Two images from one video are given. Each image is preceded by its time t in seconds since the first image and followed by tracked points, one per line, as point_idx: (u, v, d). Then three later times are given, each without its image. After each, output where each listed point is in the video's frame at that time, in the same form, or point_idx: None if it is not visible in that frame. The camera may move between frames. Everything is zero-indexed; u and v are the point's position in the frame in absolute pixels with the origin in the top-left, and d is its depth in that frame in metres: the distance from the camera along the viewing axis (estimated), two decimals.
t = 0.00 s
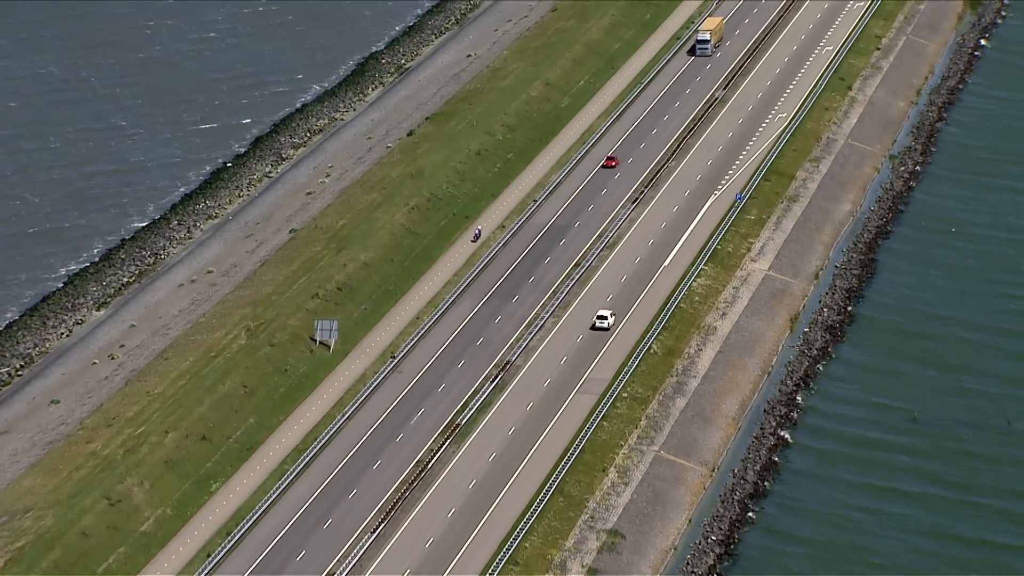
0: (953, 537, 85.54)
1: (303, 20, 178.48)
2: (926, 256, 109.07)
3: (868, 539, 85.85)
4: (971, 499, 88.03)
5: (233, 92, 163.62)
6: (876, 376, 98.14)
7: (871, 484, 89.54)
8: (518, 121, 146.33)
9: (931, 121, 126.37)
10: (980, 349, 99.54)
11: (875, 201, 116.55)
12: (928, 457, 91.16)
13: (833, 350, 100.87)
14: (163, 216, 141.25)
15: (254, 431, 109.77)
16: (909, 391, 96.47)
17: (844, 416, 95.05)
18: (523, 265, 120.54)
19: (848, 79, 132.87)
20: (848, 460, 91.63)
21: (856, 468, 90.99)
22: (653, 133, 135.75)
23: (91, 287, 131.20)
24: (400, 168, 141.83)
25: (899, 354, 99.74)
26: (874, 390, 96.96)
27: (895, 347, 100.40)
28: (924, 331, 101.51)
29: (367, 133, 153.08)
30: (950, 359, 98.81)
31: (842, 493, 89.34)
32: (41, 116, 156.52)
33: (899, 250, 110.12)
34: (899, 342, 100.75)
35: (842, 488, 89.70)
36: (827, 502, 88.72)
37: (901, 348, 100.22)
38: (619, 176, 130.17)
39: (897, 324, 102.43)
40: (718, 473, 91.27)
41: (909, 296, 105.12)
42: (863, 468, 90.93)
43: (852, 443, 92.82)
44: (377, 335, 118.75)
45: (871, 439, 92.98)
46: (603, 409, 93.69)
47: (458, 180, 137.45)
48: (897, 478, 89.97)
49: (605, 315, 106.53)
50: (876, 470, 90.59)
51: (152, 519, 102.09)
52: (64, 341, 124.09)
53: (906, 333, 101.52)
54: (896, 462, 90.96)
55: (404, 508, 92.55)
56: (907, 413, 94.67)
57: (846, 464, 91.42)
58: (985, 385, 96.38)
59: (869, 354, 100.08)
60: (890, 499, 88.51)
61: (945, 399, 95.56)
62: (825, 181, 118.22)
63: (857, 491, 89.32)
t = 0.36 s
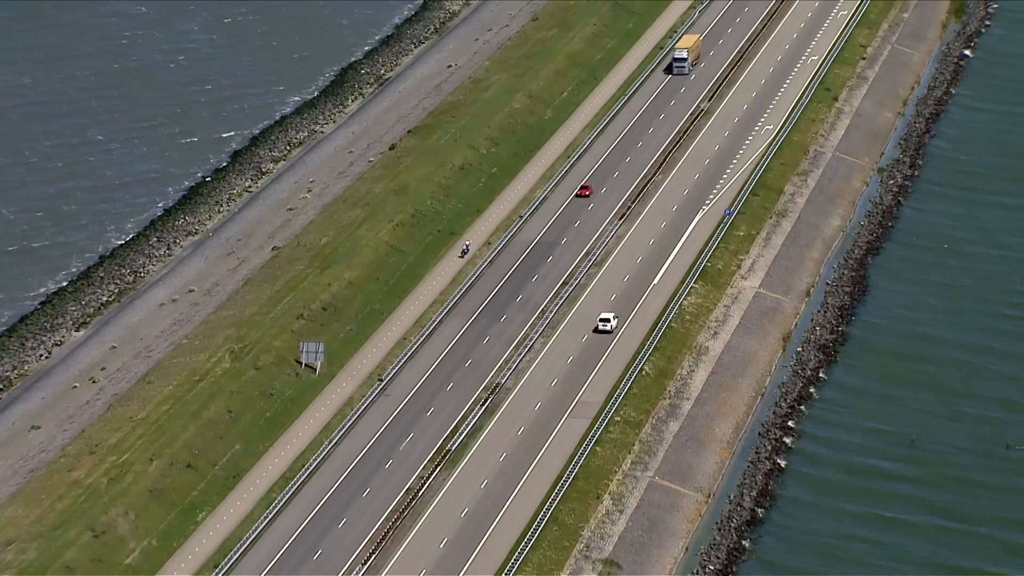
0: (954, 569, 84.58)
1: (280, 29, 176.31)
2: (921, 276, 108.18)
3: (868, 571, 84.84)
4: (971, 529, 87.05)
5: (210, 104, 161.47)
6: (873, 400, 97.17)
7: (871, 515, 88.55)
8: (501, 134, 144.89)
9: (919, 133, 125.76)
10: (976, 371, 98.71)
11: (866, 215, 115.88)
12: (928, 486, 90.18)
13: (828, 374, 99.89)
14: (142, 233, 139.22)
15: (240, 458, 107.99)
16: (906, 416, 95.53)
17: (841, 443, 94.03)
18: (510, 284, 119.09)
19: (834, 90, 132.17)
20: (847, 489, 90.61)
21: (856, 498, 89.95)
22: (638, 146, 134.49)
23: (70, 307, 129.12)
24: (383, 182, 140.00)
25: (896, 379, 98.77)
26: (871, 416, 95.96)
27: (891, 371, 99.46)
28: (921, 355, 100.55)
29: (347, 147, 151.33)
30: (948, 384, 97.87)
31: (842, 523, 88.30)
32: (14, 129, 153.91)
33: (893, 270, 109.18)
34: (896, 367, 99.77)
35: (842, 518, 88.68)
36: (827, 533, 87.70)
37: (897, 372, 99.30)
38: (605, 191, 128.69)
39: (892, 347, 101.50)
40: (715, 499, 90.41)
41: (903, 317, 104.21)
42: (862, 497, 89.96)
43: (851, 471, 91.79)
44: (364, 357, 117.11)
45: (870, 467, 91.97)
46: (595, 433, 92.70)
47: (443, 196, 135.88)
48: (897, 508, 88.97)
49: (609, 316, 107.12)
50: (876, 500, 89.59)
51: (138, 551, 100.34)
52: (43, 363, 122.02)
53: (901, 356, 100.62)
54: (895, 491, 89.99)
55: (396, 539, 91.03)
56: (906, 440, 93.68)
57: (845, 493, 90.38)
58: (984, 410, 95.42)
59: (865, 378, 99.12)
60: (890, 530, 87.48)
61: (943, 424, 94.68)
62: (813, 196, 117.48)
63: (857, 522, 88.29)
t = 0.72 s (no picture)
0: None
1: (257, 39, 174.10)
2: (915, 297, 107.27)
3: None
4: (972, 561, 86.22)
5: (189, 116, 159.25)
6: (870, 425, 96.23)
7: (871, 546, 87.59)
8: (486, 147, 143.27)
9: (907, 145, 125.22)
10: (973, 394, 97.96)
11: (856, 230, 115.30)
12: (928, 515, 89.27)
13: (825, 398, 98.88)
14: (122, 250, 137.08)
15: (227, 486, 106.20)
16: (903, 442, 94.65)
17: (839, 470, 93.07)
18: (498, 303, 117.55)
19: (821, 101, 131.51)
20: (846, 519, 89.64)
21: (855, 529, 88.97)
22: (624, 159, 133.30)
23: (49, 328, 126.91)
24: (367, 197, 138.24)
25: (893, 403, 97.83)
26: (868, 441, 95.04)
27: (887, 395, 98.57)
28: (917, 378, 99.62)
29: (329, 161, 149.40)
30: (946, 408, 96.96)
31: (842, 555, 87.34)
32: None
33: (887, 290, 108.25)
34: (893, 391, 98.81)
35: (842, 549, 87.74)
36: (826, 566, 86.72)
37: (893, 396, 98.41)
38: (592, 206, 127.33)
39: (888, 369, 100.60)
40: (712, 526, 89.69)
41: (898, 338, 103.35)
42: (861, 527, 88.97)
43: (851, 501, 90.80)
44: (352, 379, 115.48)
45: (869, 496, 90.99)
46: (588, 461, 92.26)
47: (428, 212, 134.30)
48: (897, 539, 88.03)
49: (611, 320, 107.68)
50: (876, 531, 88.64)
51: None
52: (22, 386, 119.80)
53: (897, 379, 99.73)
54: (895, 521, 89.05)
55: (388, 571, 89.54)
56: (905, 468, 92.73)
57: (844, 524, 89.40)
58: (983, 436, 94.54)
59: (861, 402, 98.19)
60: (890, 562, 86.55)
61: (942, 450, 93.83)
62: (803, 210, 116.71)
63: (857, 553, 87.32)
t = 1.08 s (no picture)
0: None
1: (236, 50, 171.90)
2: (910, 318, 106.34)
3: None
4: None
5: (169, 129, 156.95)
6: (869, 452, 95.32)
7: None
8: (472, 161, 141.73)
9: (897, 158, 125.03)
10: (971, 418, 97.12)
11: (848, 245, 114.86)
12: (931, 545, 88.24)
13: (823, 424, 97.93)
14: (103, 269, 134.92)
15: (215, 515, 104.39)
16: (903, 468, 93.75)
17: (839, 499, 92.10)
18: (488, 323, 116.02)
19: (809, 113, 131.06)
20: (847, 550, 88.61)
21: (857, 560, 87.91)
22: (612, 173, 132.07)
23: (31, 349, 124.63)
24: (352, 213, 136.23)
25: (892, 429, 96.90)
26: (867, 467, 94.16)
27: (885, 420, 97.70)
28: (915, 403, 98.71)
29: (313, 175, 147.31)
30: (945, 434, 96.02)
31: None
32: None
33: (882, 312, 107.32)
34: (891, 417, 97.84)
35: None
36: None
37: (891, 421, 97.54)
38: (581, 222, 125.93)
39: (885, 393, 99.79)
40: (712, 553, 88.90)
41: (894, 361, 102.55)
42: (864, 558, 87.97)
43: (851, 532, 89.78)
44: (341, 404, 113.86)
45: (870, 526, 89.95)
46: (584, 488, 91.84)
47: (415, 229, 132.70)
48: (900, 570, 86.95)
49: (614, 323, 108.31)
50: (878, 563, 87.56)
51: None
52: (4, 411, 117.51)
53: (895, 403, 98.89)
54: (898, 552, 88.02)
55: None
56: (906, 496, 91.75)
57: (846, 555, 88.36)
58: (984, 462, 93.62)
59: (859, 427, 97.32)
60: None
61: (942, 476, 92.91)
62: (794, 226, 116.03)
63: None
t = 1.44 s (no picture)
0: None
1: (214, 60, 169.49)
2: (905, 342, 106.00)
3: None
4: None
5: (148, 142, 154.77)
6: (868, 480, 94.66)
7: None
8: (458, 176, 139.89)
9: (888, 169, 125.61)
10: (969, 444, 96.69)
11: (842, 260, 114.91)
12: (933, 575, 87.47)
13: (820, 450, 97.37)
14: (84, 287, 132.86)
15: (204, 546, 102.59)
16: (901, 494, 93.28)
17: (839, 529, 91.32)
18: (477, 343, 114.47)
19: (797, 125, 131.37)
20: None
21: None
22: (600, 188, 130.77)
23: (11, 372, 122.49)
24: (339, 229, 134.34)
25: (890, 456, 96.34)
26: (866, 496, 93.53)
27: (881, 445, 97.28)
28: (913, 429, 98.24)
29: (296, 191, 144.78)
30: (943, 461, 95.53)
31: None
32: None
33: (876, 334, 107.01)
34: (889, 444, 97.31)
35: None
36: None
37: (888, 446, 97.14)
38: (569, 240, 124.52)
39: (881, 417, 99.43)
40: None
41: (889, 385, 102.20)
42: None
43: (854, 563, 88.93)
44: (330, 429, 111.99)
45: (872, 557, 89.17)
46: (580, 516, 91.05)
47: (401, 247, 130.95)
48: None
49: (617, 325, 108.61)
50: None
51: None
52: None
53: (891, 428, 98.53)
54: None
55: None
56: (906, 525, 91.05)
57: None
58: (983, 490, 93.19)
59: (856, 454, 96.82)
60: None
61: (941, 502, 92.59)
62: (787, 241, 115.59)
63: None
